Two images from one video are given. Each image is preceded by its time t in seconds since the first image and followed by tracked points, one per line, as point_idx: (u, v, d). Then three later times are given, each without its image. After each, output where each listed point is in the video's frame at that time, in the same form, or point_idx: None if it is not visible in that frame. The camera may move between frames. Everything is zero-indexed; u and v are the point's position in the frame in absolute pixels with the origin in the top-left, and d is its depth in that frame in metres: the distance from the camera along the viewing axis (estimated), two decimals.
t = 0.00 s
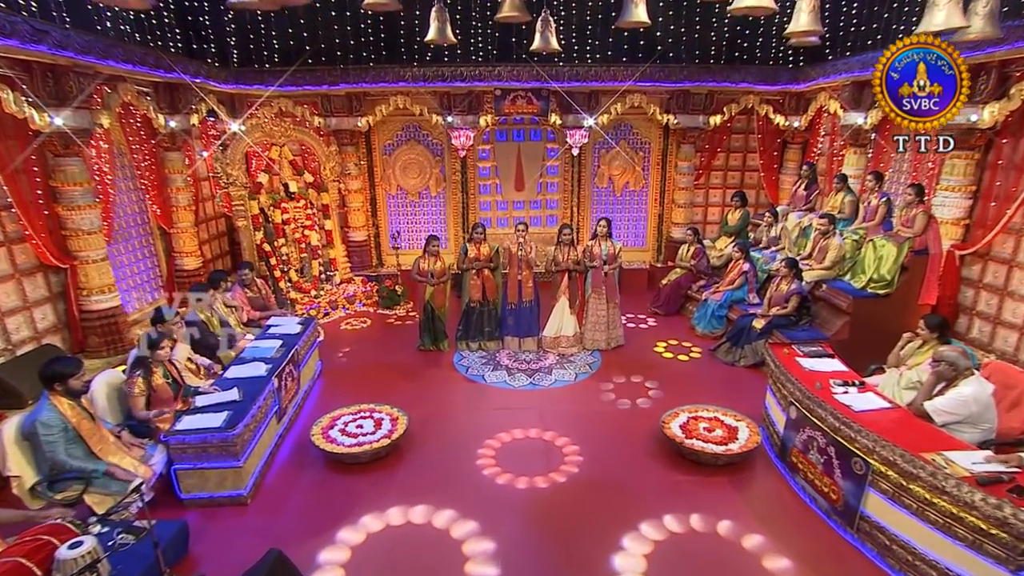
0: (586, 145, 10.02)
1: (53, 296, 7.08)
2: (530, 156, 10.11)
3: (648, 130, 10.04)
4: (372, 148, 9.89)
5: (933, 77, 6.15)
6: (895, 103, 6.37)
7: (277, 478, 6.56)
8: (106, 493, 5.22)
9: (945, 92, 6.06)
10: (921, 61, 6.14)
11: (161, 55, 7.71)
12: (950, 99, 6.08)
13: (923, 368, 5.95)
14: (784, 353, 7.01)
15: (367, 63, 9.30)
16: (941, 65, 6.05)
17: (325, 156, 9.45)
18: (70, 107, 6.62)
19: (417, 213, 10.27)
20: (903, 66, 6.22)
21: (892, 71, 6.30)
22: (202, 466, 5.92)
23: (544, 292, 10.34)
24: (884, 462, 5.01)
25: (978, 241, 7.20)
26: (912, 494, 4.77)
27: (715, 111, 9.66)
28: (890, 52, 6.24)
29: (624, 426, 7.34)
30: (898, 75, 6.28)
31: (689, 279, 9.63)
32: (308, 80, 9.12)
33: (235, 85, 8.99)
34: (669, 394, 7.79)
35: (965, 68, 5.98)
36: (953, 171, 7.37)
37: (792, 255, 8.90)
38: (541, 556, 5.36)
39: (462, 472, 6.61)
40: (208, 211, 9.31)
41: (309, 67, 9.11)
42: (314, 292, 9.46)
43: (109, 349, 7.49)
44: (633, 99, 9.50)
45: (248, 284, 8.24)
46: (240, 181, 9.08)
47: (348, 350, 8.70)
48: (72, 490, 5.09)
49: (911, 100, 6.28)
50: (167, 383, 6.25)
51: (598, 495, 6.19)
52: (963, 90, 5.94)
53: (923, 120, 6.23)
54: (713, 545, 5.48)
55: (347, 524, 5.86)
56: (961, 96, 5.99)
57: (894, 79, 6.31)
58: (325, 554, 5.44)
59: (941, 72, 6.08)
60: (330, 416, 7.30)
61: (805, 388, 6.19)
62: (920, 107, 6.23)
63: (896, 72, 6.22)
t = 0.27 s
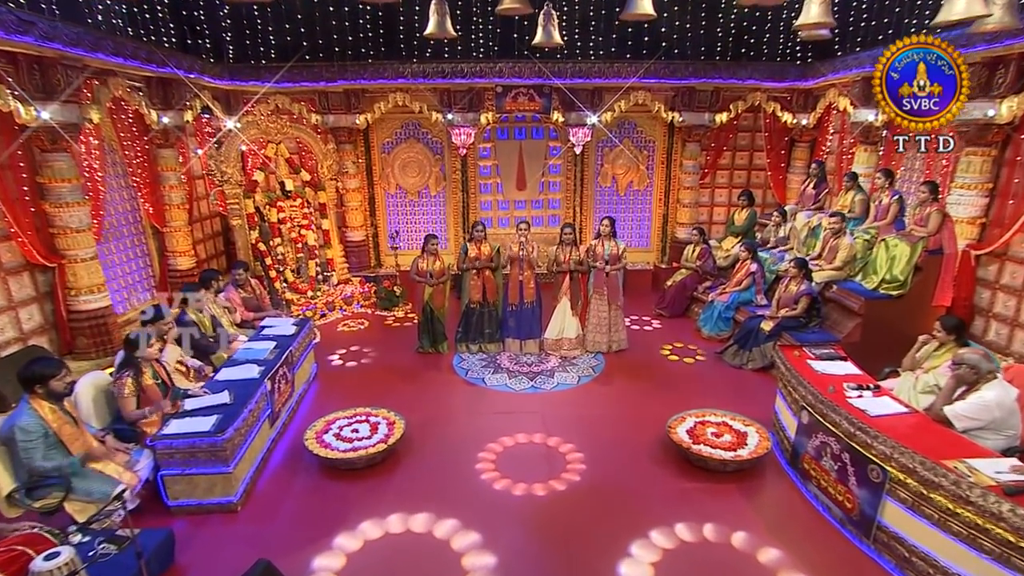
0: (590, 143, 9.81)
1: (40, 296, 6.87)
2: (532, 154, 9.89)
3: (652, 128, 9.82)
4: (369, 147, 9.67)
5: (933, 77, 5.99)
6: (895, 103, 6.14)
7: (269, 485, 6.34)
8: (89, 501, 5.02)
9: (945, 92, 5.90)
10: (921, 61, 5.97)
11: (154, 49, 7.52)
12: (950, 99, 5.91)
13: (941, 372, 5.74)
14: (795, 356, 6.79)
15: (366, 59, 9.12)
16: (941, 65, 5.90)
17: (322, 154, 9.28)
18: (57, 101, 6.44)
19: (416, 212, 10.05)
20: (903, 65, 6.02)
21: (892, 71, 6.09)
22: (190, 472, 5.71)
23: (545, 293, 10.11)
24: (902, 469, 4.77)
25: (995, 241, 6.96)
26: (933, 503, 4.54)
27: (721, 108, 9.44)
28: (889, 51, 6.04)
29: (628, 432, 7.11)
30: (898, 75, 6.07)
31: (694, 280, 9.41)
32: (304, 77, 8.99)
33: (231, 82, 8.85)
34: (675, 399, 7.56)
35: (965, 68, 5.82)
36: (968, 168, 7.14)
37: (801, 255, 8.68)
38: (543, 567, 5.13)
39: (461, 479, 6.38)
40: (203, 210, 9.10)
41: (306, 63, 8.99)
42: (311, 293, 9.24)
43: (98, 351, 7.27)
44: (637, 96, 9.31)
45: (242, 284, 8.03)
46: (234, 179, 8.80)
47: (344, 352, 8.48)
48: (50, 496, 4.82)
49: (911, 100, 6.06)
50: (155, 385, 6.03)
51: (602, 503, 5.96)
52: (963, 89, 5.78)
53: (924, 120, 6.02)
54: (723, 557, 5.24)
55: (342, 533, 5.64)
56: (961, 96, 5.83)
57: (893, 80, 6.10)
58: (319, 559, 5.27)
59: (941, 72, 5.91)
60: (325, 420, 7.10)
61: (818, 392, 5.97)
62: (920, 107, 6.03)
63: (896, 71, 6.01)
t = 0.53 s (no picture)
0: (594, 141, 9.58)
1: (28, 296, 6.67)
2: (535, 153, 9.67)
3: (657, 126, 9.59)
4: (367, 144, 9.46)
5: (932, 77, 5.79)
6: (895, 103, 5.88)
7: (262, 492, 6.12)
8: (71, 509, 4.82)
9: (945, 92, 5.72)
10: (921, 61, 5.74)
11: (147, 44, 7.26)
12: (951, 98, 5.74)
13: (961, 376, 5.52)
14: (806, 359, 6.58)
15: (366, 55, 8.95)
16: (941, 65, 5.69)
17: (320, 152, 9.01)
18: (45, 94, 6.24)
19: (416, 212, 9.83)
20: (903, 66, 5.77)
21: (892, 72, 5.84)
22: (178, 478, 5.51)
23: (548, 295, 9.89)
24: (924, 478, 4.55)
25: (1015, 240, 6.77)
26: (958, 514, 4.32)
27: (728, 106, 9.22)
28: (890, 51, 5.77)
29: (634, 437, 6.88)
30: (898, 75, 5.82)
31: (700, 281, 9.19)
32: (303, 73, 8.67)
33: (226, 77, 8.53)
34: (682, 403, 7.34)
35: (965, 68, 5.67)
36: (986, 164, 6.90)
37: (811, 255, 8.45)
38: None
39: (461, 485, 6.15)
40: (198, 209, 8.91)
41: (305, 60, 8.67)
42: (308, 294, 9.03)
43: (89, 352, 7.07)
44: (642, 93, 9.08)
45: (236, 284, 7.84)
46: (230, 178, 8.54)
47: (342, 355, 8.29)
48: (31, 504, 4.64)
49: (912, 100, 5.82)
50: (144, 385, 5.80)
51: (607, 510, 5.72)
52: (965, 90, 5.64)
53: (925, 121, 5.79)
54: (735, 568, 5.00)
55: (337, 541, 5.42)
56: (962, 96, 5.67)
57: (894, 80, 5.86)
58: (315, 566, 5.09)
59: (941, 72, 5.72)
60: (320, 424, 6.90)
61: (832, 396, 5.74)
62: (921, 107, 5.80)
63: (897, 71, 5.75)
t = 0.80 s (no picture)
0: (598, 138, 9.38)
1: (17, 296, 6.50)
2: (537, 151, 9.48)
3: (663, 124, 9.39)
4: (365, 142, 9.28)
5: (932, 77, 5.77)
6: (895, 103, 5.85)
7: (255, 498, 5.93)
8: (54, 516, 4.63)
9: (946, 92, 5.71)
10: (922, 61, 5.74)
11: (142, 38, 7.15)
12: (951, 99, 5.73)
13: (981, 380, 5.31)
14: (819, 362, 6.38)
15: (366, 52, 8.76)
16: (941, 65, 5.70)
17: (319, 150, 8.83)
18: (34, 88, 6.10)
19: (416, 211, 9.65)
20: (903, 65, 5.75)
21: (892, 71, 5.79)
22: (168, 483, 5.32)
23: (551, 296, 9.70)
24: (947, 486, 4.38)
25: None
26: (982, 525, 4.14)
27: (736, 103, 9.02)
28: (891, 50, 5.76)
29: (640, 442, 6.67)
30: (898, 75, 5.80)
31: (707, 282, 8.99)
32: (301, 70, 8.49)
33: (224, 74, 8.38)
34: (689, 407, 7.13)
35: (965, 69, 5.68)
36: (1004, 161, 6.68)
37: (820, 255, 8.24)
38: None
39: (461, 491, 5.94)
40: (194, 208, 8.73)
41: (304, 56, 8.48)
42: (306, 295, 8.85)
43: (79, 354, 6.89)
44: (647, 90, 8.90)
45: (232, 284, 7.68)
46: (227, 174, 8.40)
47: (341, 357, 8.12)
48: (13, 513, 4.35)
49: (912, 100, 5.80)
50: (134, 387, 5.60)
51: (612, 518, 5.51)
52: (965, 90, 5.64)
53: (926, 121, 5.76)
54: None
55: (333, 549, 5.23)
56: (962, 96, 5.67)
57: (893, 80, 5.81)
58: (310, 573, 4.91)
59: (941, 72, 5.70)
60: (316, 427, 6.71)
61: (847, 400, 5.55)
62: (921, 107, 5.78)
63: (898, 71, 5.73)
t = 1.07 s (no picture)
0: (602, 138, 9.17)
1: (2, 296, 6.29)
2: (540, 151, 9.26)
3: (669, 124, 9.16)
4: (364, 141, 9.07)
5: (932, 77, 6.02)
6: (895, 103, 6.10)
7: (246, 507, 5.69)
8: (30, 527, 4.46)
9: (945, 92, 5.98)
10: (922, 61, 6.00)
11: (134, 32, 6.87)
12: (950, 98, 5.99)
13: (1006, 385, 5.05)
14: (833, 366, 6.13)
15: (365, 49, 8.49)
16: (940, 65, 5.96)
17: (317, 149, 8.61)
18: (21, 82, 5.84)
19: (416, 212, 9.42)
20: (903, 65, 6.02)
21: (892, 71, 6.07)
22: (153, 492, 5.09)
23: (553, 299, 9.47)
24: (974, 498, 4.17)
25: None
26: (1015, 539, 3.93)
27: (744, 102, 8.78)
28: (891, 51, 6.04)
29: (646, 450, 6.41)
30: (898, 75, 6.06)
31: (714, 284, 8.75)
32: (299, 66, 8.35)
33: (219, 70, 8.28)
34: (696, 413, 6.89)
35: (964, 69, 5.94)
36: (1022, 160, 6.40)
37: (832, 257, 8.00)
38: None
39: (460, 500, 5.70)
40: (188, 209, 8.51)
41: (300, 52, 8.37)
42: (303, 297, 8.64)
43: (66, 357, 6.67)
44: (652, 88, 8.69)
45: (225, 285, 7.54)
46: (221, 173, 8.07)
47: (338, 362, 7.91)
48: None
49: (912, 100, 6.05)
50: (118, 391, 5.38)
51: (619, 529, 5.25)
52: (964, 90, 5.89)
53: (925, 120, 6.00)
54: None
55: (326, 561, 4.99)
56: (961, 96, 5.93)
57: (894, 80, 6.08)
58: None
59: (941, 72, 5.97)
60: (310, 433, 6.48)
61: (865, 406, 5.30)
62: (920, 106, 6.02)
63: (897, 71, 6.00)
